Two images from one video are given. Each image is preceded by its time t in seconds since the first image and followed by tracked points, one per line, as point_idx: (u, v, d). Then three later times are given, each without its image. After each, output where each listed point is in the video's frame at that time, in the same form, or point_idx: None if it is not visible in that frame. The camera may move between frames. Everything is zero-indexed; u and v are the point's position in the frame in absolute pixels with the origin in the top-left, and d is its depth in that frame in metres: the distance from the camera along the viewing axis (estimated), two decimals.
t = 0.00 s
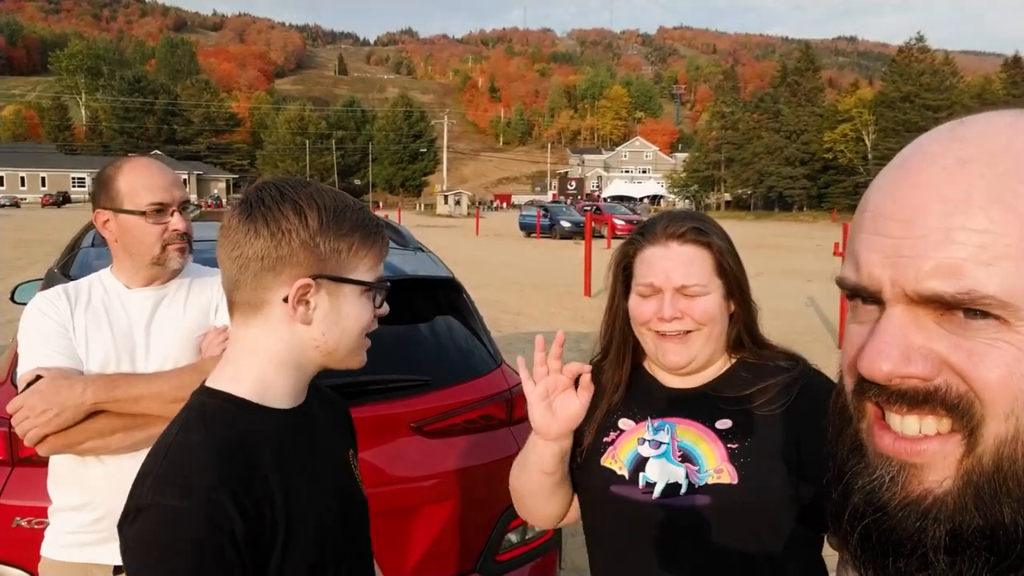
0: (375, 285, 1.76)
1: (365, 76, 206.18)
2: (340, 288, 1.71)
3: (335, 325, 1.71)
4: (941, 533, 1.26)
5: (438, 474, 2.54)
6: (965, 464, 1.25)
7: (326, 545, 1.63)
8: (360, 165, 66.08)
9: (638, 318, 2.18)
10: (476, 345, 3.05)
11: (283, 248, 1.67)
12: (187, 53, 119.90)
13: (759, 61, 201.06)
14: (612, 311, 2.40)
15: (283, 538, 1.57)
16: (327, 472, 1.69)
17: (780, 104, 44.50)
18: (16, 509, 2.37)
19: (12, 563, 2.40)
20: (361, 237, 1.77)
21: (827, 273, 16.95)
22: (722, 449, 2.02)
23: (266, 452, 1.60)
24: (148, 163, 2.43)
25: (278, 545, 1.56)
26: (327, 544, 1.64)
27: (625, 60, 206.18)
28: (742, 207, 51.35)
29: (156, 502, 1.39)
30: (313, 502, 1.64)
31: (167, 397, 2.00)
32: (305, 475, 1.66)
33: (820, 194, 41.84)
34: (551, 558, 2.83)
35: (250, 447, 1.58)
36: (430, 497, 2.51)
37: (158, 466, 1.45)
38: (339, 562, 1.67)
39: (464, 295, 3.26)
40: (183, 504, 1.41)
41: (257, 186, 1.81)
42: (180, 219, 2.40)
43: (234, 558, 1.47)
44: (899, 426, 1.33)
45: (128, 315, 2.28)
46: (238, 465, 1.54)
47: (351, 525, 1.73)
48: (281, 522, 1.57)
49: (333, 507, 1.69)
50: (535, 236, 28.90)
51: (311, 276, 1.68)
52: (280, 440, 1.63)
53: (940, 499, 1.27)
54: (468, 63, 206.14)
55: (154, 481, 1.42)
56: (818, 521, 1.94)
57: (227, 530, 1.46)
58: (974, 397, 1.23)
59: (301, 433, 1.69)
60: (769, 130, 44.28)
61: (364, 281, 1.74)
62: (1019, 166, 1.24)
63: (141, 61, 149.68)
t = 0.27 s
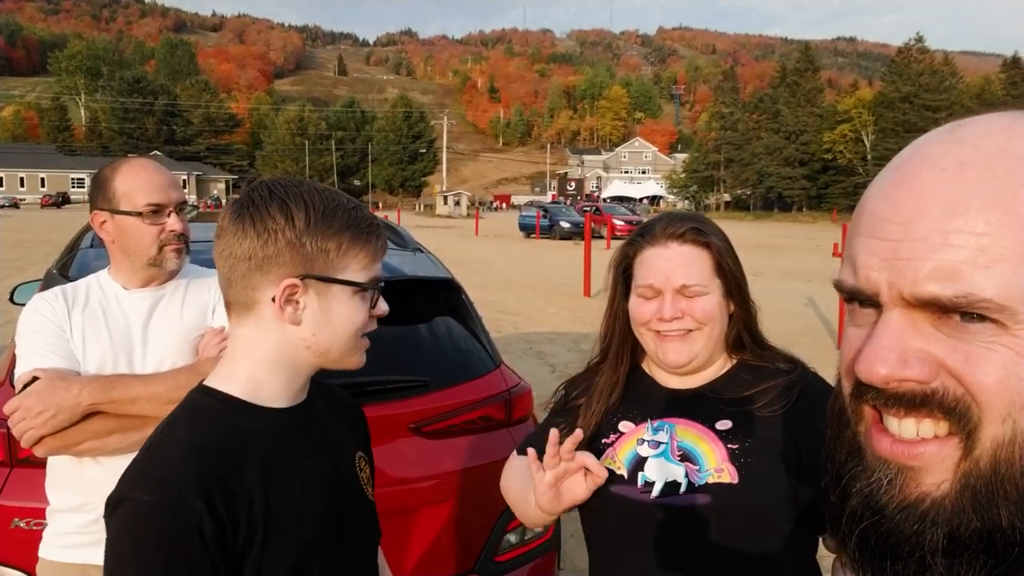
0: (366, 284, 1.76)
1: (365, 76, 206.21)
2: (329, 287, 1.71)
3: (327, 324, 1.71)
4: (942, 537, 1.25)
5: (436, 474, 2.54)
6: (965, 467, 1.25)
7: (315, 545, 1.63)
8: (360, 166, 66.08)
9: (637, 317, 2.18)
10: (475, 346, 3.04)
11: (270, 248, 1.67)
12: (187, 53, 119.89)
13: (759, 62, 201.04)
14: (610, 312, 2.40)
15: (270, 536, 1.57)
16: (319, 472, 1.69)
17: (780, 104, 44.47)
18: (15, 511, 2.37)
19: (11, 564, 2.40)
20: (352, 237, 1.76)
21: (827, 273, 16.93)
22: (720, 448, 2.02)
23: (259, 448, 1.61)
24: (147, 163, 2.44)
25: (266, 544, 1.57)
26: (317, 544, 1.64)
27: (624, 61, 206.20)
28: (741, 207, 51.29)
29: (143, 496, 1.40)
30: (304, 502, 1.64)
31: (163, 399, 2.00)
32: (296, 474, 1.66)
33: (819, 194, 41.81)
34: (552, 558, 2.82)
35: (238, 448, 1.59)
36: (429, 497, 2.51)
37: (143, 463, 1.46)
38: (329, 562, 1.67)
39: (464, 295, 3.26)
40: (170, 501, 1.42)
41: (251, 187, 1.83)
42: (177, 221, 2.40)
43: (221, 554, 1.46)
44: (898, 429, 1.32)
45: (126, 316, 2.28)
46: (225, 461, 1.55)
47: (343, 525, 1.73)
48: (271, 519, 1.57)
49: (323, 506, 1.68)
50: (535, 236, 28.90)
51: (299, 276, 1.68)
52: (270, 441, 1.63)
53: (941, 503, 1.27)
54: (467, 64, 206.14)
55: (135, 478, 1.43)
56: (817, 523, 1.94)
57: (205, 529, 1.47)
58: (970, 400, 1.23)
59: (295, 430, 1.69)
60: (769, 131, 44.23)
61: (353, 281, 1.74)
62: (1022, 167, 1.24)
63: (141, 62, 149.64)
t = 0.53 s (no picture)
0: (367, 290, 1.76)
1: (364, 76, 206.21)
2: (326, 294, 1.71)
3: (325, 330, 1.72)
4: (944, 550, 1.25)
5: (435, 477, 2.54)
6: (966, 479, 1.25)
7: (311, 553, 1.65)
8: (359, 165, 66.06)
9: (637, 317, 2.17)
10: (474, 348, 3.04)
11: (266, 253, 1.68)
12: (186, 53, 119.83)
13: (758, 62, 201.03)
14: (610, 313, 2.40)
15: (265, 545, 1.59)
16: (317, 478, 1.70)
17: (779, 104, 44.46)
18: (13, 514, 2.37)
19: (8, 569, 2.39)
20: (350, 241, 1.75)
21: (826, 274, 16.93)
22: (721, 452, 2.02)
23: (254, 456, 1.61)
24: (143, 167, 2.43)
25: (263, 553, 1.58)
26: (313, 553, 1.65)
27: (623, 61, 206.22)
28: (741, 207, 51.28)
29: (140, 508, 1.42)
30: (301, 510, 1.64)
31: (161, 402, 1.99)
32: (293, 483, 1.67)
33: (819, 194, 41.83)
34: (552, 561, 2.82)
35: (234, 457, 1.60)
36: (429, 501, 2.52)
37: (140, 471, 1.48)
38: (325, 569, 1.67)
39: (463, 297, 3.25)
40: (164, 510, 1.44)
41: (250, 190, 1.83)
42: (174, 223, 2.39)
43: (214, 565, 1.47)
44: (900, 441, 1.32)
45: (123, 320, 2.28)
46: (220, 470, 1.57)
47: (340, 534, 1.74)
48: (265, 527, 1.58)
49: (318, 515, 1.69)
50: (534, 236, 28.91)
51: (294, 282, 1.69)
52: (266, 448, 1.65)
53: (943, 515, 1.27)
54: (466, 63, 206.13)
55: (131, 486, 1.45)
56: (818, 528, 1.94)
57: (195, 537, 1.48)
58: (972, 412, 1.23)
59: (292, 438, 1.70)
60: (768, 131, 44.25)
61: (350, 288, 1.74)
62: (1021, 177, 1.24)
63: (140, 61, 149.62)
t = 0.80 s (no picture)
0: (365, 295, 1.75)
1: (364, 76, 206.23)
2: (322, 297, 1.70)
3: (325, 332, 1.71)
4: (948, 553, 1.25)
5: (436, 479, 2.55)
6: (970, 484, 1.24)
7: (309, 556, 1.64)
8: (359, 166, 66.07)
9: (635, 322, 2.18)
10: (473, 348, 3.03)
11: (260, 257, 1.69)
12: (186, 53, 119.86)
13: (758, 62, 200.97)
14: (610, 317, 2.39)
15: (263, 543, 1.60)
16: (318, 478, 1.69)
17: (779, 104, 44.43)
18: (12, 516, 2.37)
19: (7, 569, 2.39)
20: (346, 245, 1.75)
21: (827, 274, 16.91)
22: (721, 452, 2.01)
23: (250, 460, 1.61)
24: (141, 169, 2.43)
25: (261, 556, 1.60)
26: (311, 558, 1.64)
27: (623, 61, 206.24)
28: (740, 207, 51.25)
29: (142, 507, 1.44)
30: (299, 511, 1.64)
31: (160, 404, 1.98)
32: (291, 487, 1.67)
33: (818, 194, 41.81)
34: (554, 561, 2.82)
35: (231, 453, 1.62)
36: (429, 502, 2.52)
37: (137, 475, 1.50)
38: (321, 572, 1.67)
39: (463, 298, 3.25)
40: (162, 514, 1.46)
41: (251, 196, 1.83)
42: (172, 225, 2.39)
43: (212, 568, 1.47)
44: (903, 448, 1.32)
45: (122, 323, 2.27)
46: (216, 469, 1.58)
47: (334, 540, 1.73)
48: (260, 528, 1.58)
49: (317, 516, 1.68)
50: (534, 236, 28.91)
51: (289, 285, 1.69)
52: (263, 448, 1.65)
53: (949, 521, 1.26)
54: (466, 63, 206.12)
55: (128, 489, 1.46)
56: (824, 530, 1.94)
57: (186, 540, 1.49)
58: (977, 418, 1.23)
59: (291, 441, 1.70)
60: (768, 131, 44.22)
61: (346, 292, 1.72)
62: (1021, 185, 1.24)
63: (139, 61, 149.61)
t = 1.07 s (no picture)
0: (366, 292, 1.74)
1: (363, 75, 206.21)
2: (323, 294, 1.70)
3: (325, 330, 1.71)
4: (948, 550, 1.25)
5: (437, 477, 2.55)
6: (968, 482, 1.25)
7: (310, 553, 1.64)
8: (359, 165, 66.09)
9: (640, 323, 2.17)
10: (474, 347, 3.03)
11: (261, 255, 1.69)
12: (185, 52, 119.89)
13: (757, 61, 200.92)
14: (610, 317, 2.38)
15: (263, 540, 1.60)
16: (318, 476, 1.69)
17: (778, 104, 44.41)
18: (12, 514, 2.37)
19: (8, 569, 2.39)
20: (347, 244, 1.74)
21: (826, 273, 16.90)
22: (722, 449, 2.01)
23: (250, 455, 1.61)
24: (143, 168, 2.42)
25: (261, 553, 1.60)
26: (311, 555, 1.64)
27: (622, 60, 206.20)
28: (740, 206, 51.23)
29: (143, 503, 1.45)
30: (299, 508, 1.64)
31: (161, 402, 1.98)
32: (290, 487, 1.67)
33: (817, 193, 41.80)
34: (553, 560, 2.82)
35: (231, 450, 1.62)
36: (430, 501, 2.52)
37: (136, 471, 1.50)
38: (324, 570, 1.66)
39: (464, 298, 3.25)
40: (162, 512, 1.46)
41: (254, 193, 1.83)
42: (174, 224, 2.38)
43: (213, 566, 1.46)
44: (905, 445, 1.32)
45: (122, 320, 2.27)
46: (216, 466, 1.58)
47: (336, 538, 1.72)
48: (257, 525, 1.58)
49: (316, 515, 1.67)
50: (534, 235, 28.92)
51: (290, 282, 1.69)
52: (262, 446, 1.65)
53: (949, 516, 1.26)
54: (466, 62, 206.05)
55: (128, 485, 1.46)
56: (825, 526, 1.93)
57: (185, 537, 1.49)
58: (974, 414, 1.23)
59: (293, 438, 1.70)
60: (767, 130, 44.19)
61: (347, 289, 1.72)
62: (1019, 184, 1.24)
63: (138, 60, 149.54)
